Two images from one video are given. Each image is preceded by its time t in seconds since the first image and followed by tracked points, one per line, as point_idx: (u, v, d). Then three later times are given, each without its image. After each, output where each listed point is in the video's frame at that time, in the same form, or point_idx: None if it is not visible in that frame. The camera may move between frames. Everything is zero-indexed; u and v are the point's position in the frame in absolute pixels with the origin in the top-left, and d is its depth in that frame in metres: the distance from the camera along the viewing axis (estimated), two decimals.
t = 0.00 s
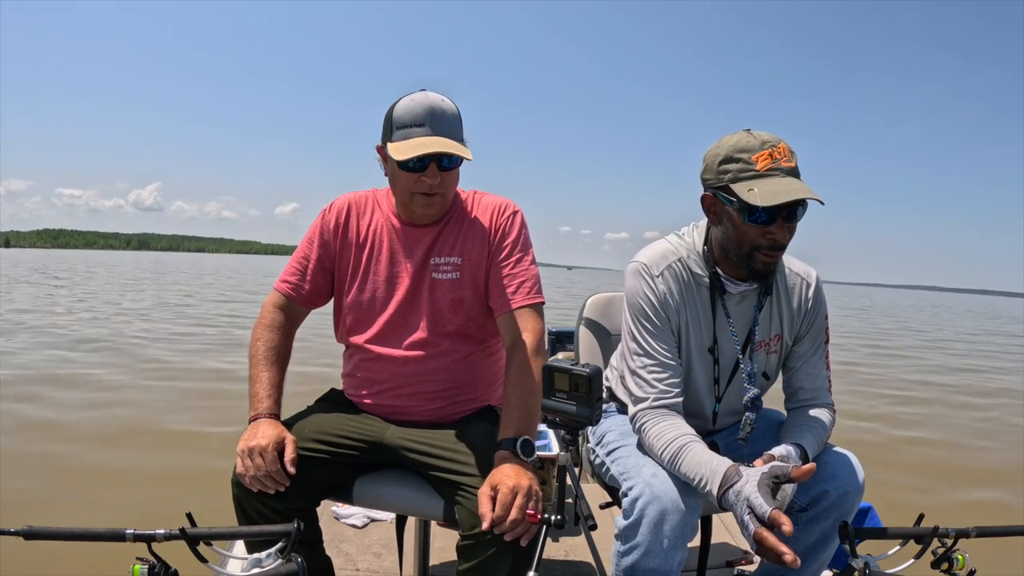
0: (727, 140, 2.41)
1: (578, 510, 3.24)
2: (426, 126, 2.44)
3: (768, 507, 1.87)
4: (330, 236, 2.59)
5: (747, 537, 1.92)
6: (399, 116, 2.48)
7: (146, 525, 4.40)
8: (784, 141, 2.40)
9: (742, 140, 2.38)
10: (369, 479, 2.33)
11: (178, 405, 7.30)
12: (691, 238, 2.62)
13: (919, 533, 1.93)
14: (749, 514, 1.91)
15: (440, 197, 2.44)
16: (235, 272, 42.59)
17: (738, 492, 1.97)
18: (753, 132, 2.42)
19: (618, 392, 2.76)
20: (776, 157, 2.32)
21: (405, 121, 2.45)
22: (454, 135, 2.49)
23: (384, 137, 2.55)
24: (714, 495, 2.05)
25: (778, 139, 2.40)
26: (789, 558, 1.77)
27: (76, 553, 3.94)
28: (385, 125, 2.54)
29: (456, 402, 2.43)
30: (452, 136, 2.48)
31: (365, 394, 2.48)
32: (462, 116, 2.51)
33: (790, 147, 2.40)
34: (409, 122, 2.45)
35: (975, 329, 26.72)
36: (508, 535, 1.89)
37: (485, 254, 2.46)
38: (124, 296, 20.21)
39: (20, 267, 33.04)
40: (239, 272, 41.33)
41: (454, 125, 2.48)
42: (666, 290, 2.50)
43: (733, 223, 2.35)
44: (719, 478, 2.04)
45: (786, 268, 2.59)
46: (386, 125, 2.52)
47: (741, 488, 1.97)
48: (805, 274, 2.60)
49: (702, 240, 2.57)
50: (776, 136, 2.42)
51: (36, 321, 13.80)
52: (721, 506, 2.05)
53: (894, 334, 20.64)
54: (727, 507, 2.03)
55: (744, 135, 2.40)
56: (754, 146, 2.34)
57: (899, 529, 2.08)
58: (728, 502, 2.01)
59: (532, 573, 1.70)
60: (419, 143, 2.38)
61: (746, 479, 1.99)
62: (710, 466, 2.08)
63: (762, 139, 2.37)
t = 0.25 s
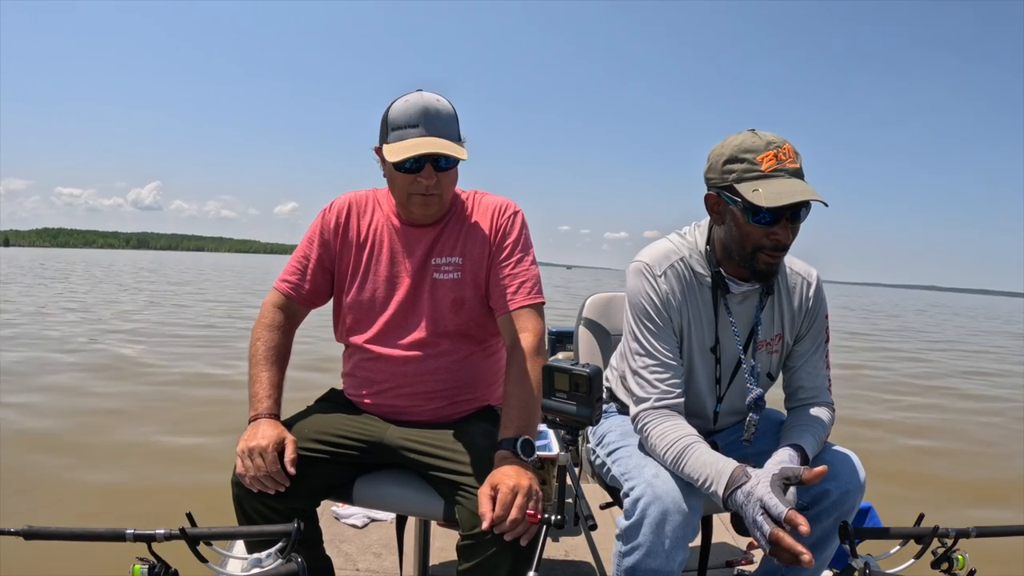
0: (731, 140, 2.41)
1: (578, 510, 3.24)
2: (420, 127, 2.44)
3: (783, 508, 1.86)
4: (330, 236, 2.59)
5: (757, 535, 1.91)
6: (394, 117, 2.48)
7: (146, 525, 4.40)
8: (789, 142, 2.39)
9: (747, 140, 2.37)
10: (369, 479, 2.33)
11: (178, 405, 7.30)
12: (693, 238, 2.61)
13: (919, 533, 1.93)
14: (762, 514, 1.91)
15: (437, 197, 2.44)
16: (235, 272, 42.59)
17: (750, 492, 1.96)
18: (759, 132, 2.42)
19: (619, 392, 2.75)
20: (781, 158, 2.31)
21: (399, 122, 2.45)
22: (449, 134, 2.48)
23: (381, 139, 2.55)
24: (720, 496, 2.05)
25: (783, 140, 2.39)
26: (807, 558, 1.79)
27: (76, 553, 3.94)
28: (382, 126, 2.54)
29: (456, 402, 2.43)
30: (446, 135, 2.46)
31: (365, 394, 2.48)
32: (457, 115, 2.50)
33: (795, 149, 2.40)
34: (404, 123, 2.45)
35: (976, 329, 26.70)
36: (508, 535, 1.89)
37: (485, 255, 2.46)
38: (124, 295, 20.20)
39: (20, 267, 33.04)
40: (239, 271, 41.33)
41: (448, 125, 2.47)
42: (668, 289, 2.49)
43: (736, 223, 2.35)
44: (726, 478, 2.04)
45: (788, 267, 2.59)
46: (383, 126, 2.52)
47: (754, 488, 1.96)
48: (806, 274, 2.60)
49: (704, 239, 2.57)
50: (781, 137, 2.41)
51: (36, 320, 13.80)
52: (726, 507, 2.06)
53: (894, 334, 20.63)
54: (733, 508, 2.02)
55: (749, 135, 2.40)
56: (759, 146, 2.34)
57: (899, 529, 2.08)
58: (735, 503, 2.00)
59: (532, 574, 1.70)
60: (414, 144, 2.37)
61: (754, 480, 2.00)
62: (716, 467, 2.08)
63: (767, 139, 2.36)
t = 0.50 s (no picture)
0: (732, 139, 2.40)
1: (578, 510, 3.24)
2: (419, 123, 2.43)
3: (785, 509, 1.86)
4: (330, 236, 2.59)
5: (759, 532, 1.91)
6: (393, 114, 2.48)
7: (146, 525, 4.40)
8: (790, 141, 2.39)
9: (749, 139, 2.37)
10: (369, 479, 2.33)
11: (178, 405, 7.30)
12: (692, 238, 2.61)
13: (919, 533, 1.93)
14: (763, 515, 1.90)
15: (435, 194, 2.44)
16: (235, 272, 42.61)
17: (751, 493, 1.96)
18: (760, 131, 2.41)
19: (619, 392, 2.75)
20: (782, 157, 2.31)
21: (398, 119, 2.46)
22: (447, 132, 2.48)
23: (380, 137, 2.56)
24: (721, 496, 2.05)
25: (784, 139, 2.39)
26: (809, 559, 1.78)
27: (76, 553, 3.95)
28: (381, 125, 2.55)
29: (456, 402, 2.43)
30: (445, 131, 2.46)
31: (365, 394, 2.48)
32: (456, 113, 2.50)
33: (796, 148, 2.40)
34: (402, 119, 2.45)
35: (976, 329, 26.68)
36: (507, 535, 1.89)
37: (485, 254, 2.46)
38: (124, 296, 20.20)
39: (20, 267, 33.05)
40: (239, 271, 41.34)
41: (446, 122, 2.47)
42: (668, 289, 2.49)
43: (737, 222, 2.34)
44: (726, 478, 2.04)
45: (787, 267, 2.59)
46: (382, 124, 2.53)
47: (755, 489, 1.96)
48: (805, 273, 2.60)
49: (703, 239, 2.57)
50: (782, 136, 2.41)
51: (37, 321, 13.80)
52: (727, 507, 2.06)
53: (895, 334, 20.62)
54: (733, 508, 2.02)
55: (750, 133, 2.39)
56: (760, 145, 2.33)
57: (899, 529, 2.08)
58: (737, 503, 2.00)
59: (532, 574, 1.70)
60: (412, 140, 2.38)
61: (754, 480, 2.00)
62: (717, 466, 2.08)
63: (768, 138, 2.36)
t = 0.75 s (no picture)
0: (731, 139, 2.40)
1: (578, 510, 3.24)
2: (410, 113, 2.44)
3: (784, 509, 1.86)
4: (330, 236, 2.59)
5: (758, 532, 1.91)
6: (387, 108, 2.51)
7: (146, 525, 4.40)
8: (789, 140, 2.39)
9: (748, 138, 2.37)
10: (369, 479, 2.33)
11: (179, 406, 7.30)
12: (691, 237, 2.61)
13: (919, 533, 1.93)
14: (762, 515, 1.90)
15: (425, 186, 2.43)
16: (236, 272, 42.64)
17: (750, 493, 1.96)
18: (758, 130, 2.42)
19: (618, 392, 2.75)
20: (782, 156, 2.31)
21: (390, 111, 2.47)
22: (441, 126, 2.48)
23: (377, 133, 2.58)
24: (720, 496, 2.05)
25: (783, 139, 2.39)
26: (809, 558, 1.78)
27: (76, 553, 3.95)
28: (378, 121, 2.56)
29: (456, 402, 2.43)
30: (439, 124, 2.45)
31: (365, 394, 2.48)
32: (452, 110, 2.51)
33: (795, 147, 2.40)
34: (394, 110, 2.46)
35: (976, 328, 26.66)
36: (505, 535, 1.88)
37: (485, 254, 2.46)
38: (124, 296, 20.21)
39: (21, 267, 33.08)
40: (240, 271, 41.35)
41: (440, 116, 2.47)
42: (666, 289, 2.49)
43: (737, 221, 2.34)
44: (725, 477, 2.05)
45: (785, 267, 2.59)
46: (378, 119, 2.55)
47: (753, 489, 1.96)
48: (803, 273, 2.60)
49: (702, 239, 2.57)
50: (780, 135, 2.41)
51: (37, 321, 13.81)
52: (725, 506, 2.06)
53: (895, 333, 20.62)
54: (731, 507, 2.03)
55: (749, 133, 2.40)
56: (759, 145, 2.33)
57: (899, 529, 2.08)
58: (735, 503, 2.01)
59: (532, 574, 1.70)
60: (403, 130, 2.40)
61: (753, 479, 2.01)
62: (716, 466, 2.08)
63: (767, 137, 2.36)
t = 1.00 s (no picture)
0: (734, 139, 2.40)
1: (578, 510, 3.24)
2: (408, 113, 2.44)
3: (783, 506, 1.86)
4: (331, 236, 2.59)
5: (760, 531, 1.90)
6: (387, 109, 2.51)
7: (146, 525, 4.40)
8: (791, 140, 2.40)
9: (750, 138, 2.37)
10: (369, 479, 2.33)
11: (179, 405, 7.30)
12: (692, 238, 2.61)
13: (919, 533, 1.93)
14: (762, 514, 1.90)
15: (423, 186, 2.43)
16: (236, 272, 42.64)
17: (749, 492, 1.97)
18: (760, 130, 2.42)
19: (618, 392, 2.76)
20: (785, 156, 2.31)
21: (389, 112, 2.48)
22: (439, 125, 2.47)
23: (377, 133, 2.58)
24: (720, 496, 2.05)
25: (785, 139, 2.40)
26: (811, 555, 1.77)
27: (76, 553, 3.95)
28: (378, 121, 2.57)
29: (456, 402, 2.43)
30: (436, 124, 2.45)
31: (365, 394, 2.48)
32: (451, 109, 2.50)
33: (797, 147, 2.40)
34: (393, 111, 2.46)
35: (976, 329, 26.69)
36: (502, 534, 1.88)
37: (485, 254, 2.46)
38: (124, 296, 20.21)
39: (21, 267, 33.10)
40: (240, 271, 41.37)
41: (438, 116, 2.46)
42: (667, 290, 2.49)
43: (739, 221, 2.34)
44: (726, 477, 2.05)
45: (785, 267, 2.59)
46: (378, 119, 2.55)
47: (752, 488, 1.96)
48: (803, 273, 2.60)
49: (703, 239, 2.57)
50: (782, 135, 2.41)
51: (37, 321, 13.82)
52: (726, 506, 2.06)
53: (895, 334, 20.62)
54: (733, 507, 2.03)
55: (751, 133, 2.40)
56: (762, 145, 2.33)
57: (899, 529, 2.08)
58: (737, 502, 2.00)
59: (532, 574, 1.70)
60: (399, 130, 2.40)
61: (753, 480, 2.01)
62: (716, 466, 2.08)
63: (770, 137, 2.36)
